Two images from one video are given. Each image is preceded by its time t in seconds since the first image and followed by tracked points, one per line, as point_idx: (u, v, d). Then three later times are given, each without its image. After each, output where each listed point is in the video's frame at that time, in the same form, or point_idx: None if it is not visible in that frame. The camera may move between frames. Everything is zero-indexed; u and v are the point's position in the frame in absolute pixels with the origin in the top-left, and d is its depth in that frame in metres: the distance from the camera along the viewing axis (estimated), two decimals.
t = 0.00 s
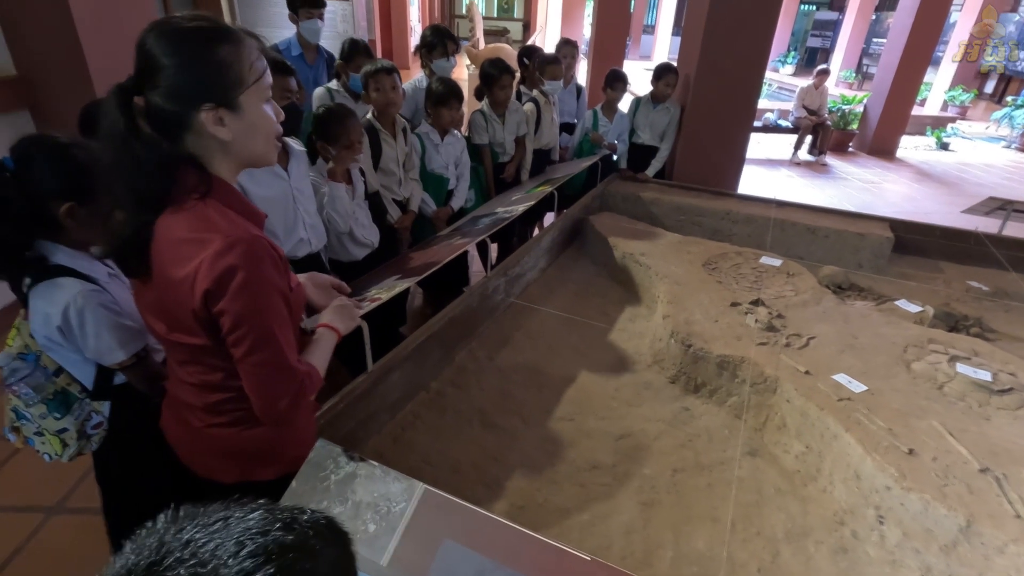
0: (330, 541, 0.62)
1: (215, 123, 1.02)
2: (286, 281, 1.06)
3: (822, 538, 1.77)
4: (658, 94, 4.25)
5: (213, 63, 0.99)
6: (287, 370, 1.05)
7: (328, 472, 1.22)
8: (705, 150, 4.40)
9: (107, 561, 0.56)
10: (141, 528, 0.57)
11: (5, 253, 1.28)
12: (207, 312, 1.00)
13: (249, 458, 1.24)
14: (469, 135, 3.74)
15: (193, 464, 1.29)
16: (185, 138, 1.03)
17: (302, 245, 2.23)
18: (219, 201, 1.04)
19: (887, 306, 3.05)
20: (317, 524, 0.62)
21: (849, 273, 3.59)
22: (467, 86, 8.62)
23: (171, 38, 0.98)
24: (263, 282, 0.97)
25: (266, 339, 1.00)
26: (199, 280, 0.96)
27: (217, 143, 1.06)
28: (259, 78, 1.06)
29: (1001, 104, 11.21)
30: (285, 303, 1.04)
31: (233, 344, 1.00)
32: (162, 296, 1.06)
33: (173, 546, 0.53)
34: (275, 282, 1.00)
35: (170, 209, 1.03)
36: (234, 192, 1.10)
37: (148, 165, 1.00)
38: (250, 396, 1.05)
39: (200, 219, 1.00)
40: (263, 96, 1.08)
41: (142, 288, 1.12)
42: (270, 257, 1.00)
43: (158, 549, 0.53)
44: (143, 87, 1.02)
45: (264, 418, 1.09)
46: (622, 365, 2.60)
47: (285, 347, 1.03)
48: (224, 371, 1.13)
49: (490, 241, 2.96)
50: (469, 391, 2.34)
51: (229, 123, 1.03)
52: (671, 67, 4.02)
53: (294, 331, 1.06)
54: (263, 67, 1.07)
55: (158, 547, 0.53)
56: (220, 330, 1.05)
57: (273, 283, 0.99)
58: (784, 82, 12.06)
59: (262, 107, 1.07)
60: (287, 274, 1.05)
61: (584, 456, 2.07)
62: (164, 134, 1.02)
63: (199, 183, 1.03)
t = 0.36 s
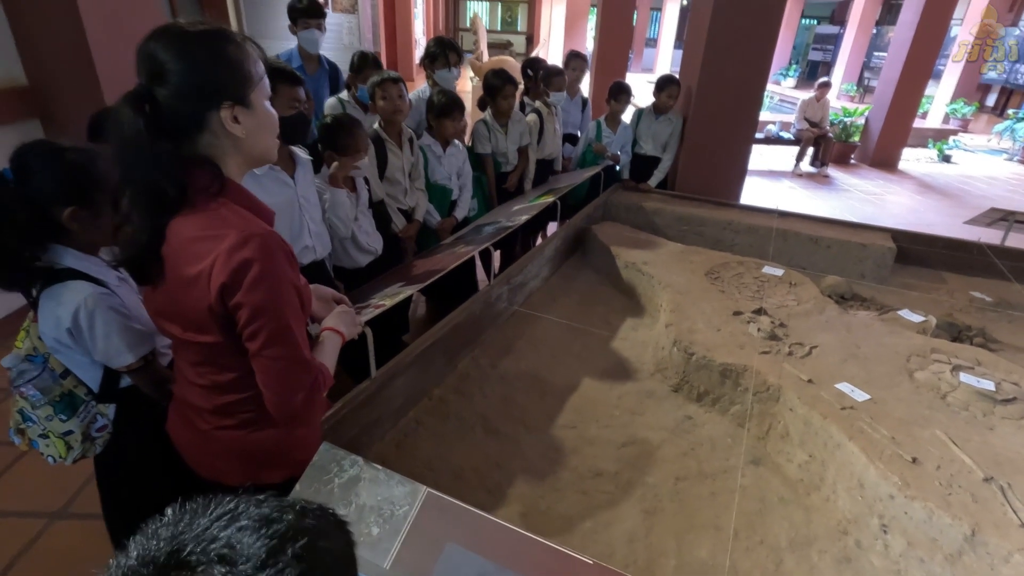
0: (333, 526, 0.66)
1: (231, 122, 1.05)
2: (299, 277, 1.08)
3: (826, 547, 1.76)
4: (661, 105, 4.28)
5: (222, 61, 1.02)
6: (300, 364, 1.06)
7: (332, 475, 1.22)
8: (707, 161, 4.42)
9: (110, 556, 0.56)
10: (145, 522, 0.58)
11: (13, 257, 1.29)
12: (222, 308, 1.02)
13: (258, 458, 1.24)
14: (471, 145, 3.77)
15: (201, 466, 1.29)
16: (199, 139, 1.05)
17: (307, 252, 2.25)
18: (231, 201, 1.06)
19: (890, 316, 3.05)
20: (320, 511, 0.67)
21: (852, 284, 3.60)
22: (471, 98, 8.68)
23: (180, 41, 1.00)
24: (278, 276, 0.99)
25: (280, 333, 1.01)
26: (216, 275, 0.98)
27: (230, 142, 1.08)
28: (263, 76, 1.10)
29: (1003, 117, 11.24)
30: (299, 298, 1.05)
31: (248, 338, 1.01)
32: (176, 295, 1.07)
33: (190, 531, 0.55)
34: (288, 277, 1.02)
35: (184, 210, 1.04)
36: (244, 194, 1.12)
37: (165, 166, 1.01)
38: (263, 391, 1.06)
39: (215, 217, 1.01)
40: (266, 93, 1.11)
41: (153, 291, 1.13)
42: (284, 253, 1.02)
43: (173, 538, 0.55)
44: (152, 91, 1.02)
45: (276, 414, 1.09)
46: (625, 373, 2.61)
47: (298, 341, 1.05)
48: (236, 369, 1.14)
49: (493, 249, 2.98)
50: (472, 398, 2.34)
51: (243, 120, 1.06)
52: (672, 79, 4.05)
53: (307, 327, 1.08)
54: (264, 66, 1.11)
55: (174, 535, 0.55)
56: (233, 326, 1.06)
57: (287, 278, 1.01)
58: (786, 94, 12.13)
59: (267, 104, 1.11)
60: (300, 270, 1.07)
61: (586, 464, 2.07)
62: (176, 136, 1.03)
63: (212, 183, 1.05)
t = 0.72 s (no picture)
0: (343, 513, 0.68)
1: (237, 132, 1.07)
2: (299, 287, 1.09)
3: (829, 556, 1.75)
4: (661, 116, 4.32)
5: (227, 72, 1.03)
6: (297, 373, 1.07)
7: (333, 480, 1.24)
8: (707, 171, 4.45)
9: (122, 543, 0.58)
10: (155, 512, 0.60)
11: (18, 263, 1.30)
12: (222, 317, 1.03)
13: (255, 466, 1.25)
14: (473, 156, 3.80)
15: (199, 471, 1.30)
16: (205, 148, 1.07)
17: (311, 260, 2.28)
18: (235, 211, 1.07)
19: (892, 325, 3.05)
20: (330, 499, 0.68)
21: (853, 293, 3.60)
22: (473, 111, 8.75)
23: (190, 54, 1.02)
24: (277, 287, 1.00)
25: (278, 342, 1.02)
26: (216, 284, 0.99)
27: (235, 152, 1.10)
28: (269, 88, 1.12)
29: (1003, 128, 11.27)
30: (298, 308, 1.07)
31: (247, 347, 1.02)
32: (177, 302, 1.08)
33: (197, 515, 0.57)
34: (288, 288, 1.03)
35: (188, 219, 1.06)
36: (248, 204, 1.13)
37: (171, 174, 1.03)
38: (261, 399, 1.07)
39: (218, 226, 1.03)
40: (271, 105, 1.14)
41: (156, 296, 1.14)
42: (285, 263, 1.03)
43: (180, 523, 0.56)
44: (158, 100, 1.03)
45: (272, 422, 1.11)
46: (627, 381, 2.61)
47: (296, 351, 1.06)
48: (236, 376, 1.15)
49: (495, 259, 3.00)
50: (473, 406, 2.35)
51: (248, 131, 1.08)
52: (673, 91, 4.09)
53: (305, 336, 1.09)
54: (270, 78, 1.13)
55: (181, 519, 0.57)
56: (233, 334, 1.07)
57: (287, 288, 1.02)
58: (787, 106, 12.20)
59: (272, 116, 1.13)
60: (299, 280, 1.08)
61: (588, 472, 2.06)
62: (183, 144, 1.04)
63: (216, 192, 1.06)
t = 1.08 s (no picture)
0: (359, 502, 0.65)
1: (243, 129, 1.07)
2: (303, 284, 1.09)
3: (836, 561, 1.73)
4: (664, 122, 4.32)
5: (234, 69, 1.04)
6: (301, 369, 1.06)
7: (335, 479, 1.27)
8: (710, 177, 4.45)
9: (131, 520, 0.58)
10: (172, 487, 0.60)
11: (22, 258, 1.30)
12: (224, 313, 1.03)
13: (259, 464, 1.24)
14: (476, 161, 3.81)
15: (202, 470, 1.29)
16: (209, 144, 1.07)
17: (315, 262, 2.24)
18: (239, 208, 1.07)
19: (896, 329, 3.03)
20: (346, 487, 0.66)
21: (857, 298, 3.58)
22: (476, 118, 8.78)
23: (198, 51, 1.02)
24: (281, 283, 1.00)
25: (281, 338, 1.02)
26: (219, 280, 0.99)
27: (240, 150, 1.10)
28: (276, 87, 1.12)
29: (1007, 136, 11.26)
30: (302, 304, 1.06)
31: (249, 343, 1.01)
32: (180, 298, 1.08)
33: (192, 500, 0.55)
34: (290, 284, 1.03)
35: (192, 215, 1.06)
36: (254, 203, 1.13)
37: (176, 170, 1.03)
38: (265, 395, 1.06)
39: (221, 223, 1.03)
40: (278, 104, 1.14)
41: (159, 293, 1.14)
42: (289, 259, 1.03)
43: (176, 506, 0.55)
44: (166, 95, 1.03)
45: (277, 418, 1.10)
46: (630, 385, 2.59)
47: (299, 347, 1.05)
48: (239, 373, 1.15)
49: (498, 262, 3.00)
50: (475, 409, 2.33)
51: (254, 129, 1.09)
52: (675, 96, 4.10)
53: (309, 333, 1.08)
54: (277, 76, 1.14)
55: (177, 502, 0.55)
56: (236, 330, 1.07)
57: (291, 284, 1.02)
58: (789, 114, 12.23)
59: (278, 114, 1.13)
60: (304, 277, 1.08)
61: (590, 475, 2.04)
62: (188, 141, 1.04)
63: (221, 189, 1.06)
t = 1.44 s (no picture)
0: (350, 525, 0.63)
1: (261, 129, 1.08)
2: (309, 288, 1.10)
3: (838, 563, 1.72)
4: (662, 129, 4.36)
5: (252, 71, 1.05)
6: (302, 373, 1.07)
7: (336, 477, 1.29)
8: (709, 184, 4.48)
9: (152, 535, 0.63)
10: (206, 487, 0.63)
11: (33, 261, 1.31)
12: (230, 314, 1.04)
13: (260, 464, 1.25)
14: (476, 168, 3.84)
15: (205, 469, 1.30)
16: (228, 143, 1.07)
17: (315, 267, 2.27)
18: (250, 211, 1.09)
19: (895, 334, 3.04)
20: (340, 509, 0.63)
21: (857, 303, 3.59)
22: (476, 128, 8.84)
23: (216, 54, 1.04)
24: (286, 286, 1.01)
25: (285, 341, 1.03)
26: (226, 282, 1.00)
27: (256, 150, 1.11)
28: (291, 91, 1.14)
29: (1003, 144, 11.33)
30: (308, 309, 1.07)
31: (253, 345, 1.02)
32: (188, 298, 1.09)
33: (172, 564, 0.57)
34: (296, 288, 1.04)
35: (203, 216, 1.07)
36: (265, 206, 1.15)
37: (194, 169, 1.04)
38: (267, 397, 1.07)
39: (230, 225, 1.04)
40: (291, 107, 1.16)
41: (168, 292, 1.15)
42: (296, 264, 1.04)
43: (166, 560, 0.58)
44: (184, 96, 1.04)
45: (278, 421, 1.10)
46: (630, 390, 2.60)
47: (301, 352, 1.06)
48: (243, 374, 1.15)
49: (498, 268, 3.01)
50: (476, 413, 2.34)
51: (271, 130, 1.10)
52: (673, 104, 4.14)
53: (313, 338, 1.09)
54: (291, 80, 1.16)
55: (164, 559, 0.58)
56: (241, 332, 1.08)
57: (296, 289, 1.03)
58: (787, 124, 12.31)
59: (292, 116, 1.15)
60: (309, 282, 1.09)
61: (591, 479, 2.04)
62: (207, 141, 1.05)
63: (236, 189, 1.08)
